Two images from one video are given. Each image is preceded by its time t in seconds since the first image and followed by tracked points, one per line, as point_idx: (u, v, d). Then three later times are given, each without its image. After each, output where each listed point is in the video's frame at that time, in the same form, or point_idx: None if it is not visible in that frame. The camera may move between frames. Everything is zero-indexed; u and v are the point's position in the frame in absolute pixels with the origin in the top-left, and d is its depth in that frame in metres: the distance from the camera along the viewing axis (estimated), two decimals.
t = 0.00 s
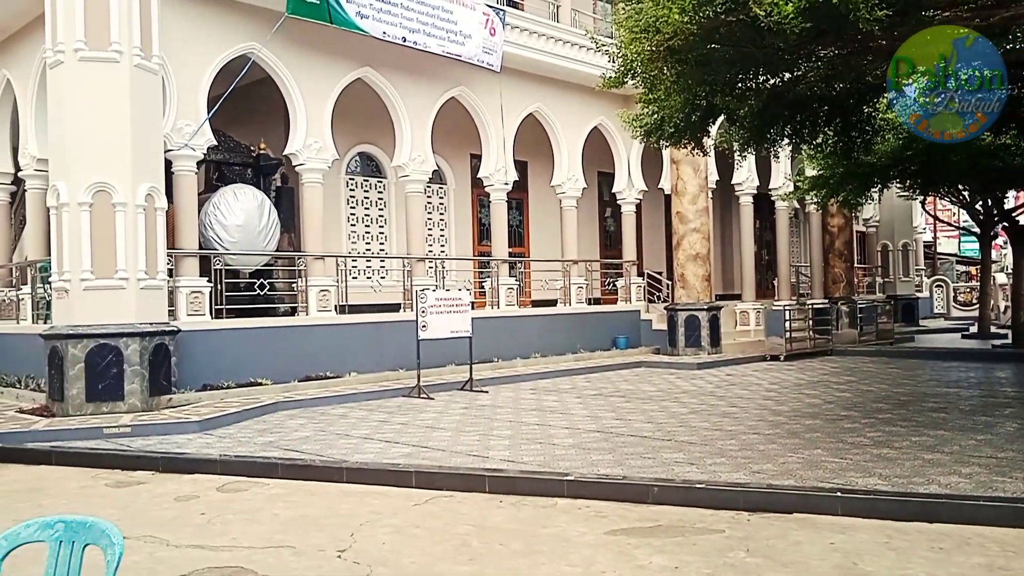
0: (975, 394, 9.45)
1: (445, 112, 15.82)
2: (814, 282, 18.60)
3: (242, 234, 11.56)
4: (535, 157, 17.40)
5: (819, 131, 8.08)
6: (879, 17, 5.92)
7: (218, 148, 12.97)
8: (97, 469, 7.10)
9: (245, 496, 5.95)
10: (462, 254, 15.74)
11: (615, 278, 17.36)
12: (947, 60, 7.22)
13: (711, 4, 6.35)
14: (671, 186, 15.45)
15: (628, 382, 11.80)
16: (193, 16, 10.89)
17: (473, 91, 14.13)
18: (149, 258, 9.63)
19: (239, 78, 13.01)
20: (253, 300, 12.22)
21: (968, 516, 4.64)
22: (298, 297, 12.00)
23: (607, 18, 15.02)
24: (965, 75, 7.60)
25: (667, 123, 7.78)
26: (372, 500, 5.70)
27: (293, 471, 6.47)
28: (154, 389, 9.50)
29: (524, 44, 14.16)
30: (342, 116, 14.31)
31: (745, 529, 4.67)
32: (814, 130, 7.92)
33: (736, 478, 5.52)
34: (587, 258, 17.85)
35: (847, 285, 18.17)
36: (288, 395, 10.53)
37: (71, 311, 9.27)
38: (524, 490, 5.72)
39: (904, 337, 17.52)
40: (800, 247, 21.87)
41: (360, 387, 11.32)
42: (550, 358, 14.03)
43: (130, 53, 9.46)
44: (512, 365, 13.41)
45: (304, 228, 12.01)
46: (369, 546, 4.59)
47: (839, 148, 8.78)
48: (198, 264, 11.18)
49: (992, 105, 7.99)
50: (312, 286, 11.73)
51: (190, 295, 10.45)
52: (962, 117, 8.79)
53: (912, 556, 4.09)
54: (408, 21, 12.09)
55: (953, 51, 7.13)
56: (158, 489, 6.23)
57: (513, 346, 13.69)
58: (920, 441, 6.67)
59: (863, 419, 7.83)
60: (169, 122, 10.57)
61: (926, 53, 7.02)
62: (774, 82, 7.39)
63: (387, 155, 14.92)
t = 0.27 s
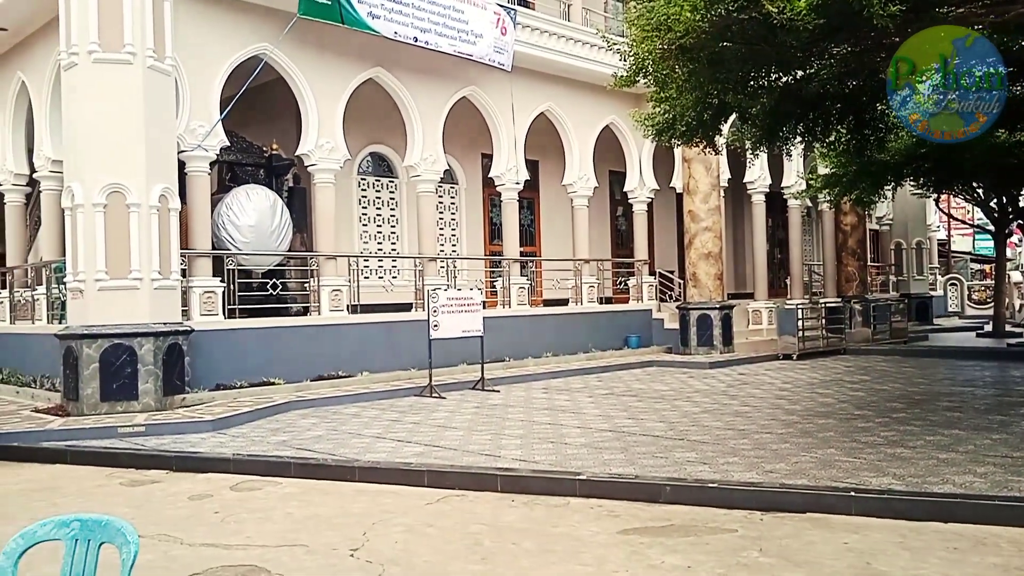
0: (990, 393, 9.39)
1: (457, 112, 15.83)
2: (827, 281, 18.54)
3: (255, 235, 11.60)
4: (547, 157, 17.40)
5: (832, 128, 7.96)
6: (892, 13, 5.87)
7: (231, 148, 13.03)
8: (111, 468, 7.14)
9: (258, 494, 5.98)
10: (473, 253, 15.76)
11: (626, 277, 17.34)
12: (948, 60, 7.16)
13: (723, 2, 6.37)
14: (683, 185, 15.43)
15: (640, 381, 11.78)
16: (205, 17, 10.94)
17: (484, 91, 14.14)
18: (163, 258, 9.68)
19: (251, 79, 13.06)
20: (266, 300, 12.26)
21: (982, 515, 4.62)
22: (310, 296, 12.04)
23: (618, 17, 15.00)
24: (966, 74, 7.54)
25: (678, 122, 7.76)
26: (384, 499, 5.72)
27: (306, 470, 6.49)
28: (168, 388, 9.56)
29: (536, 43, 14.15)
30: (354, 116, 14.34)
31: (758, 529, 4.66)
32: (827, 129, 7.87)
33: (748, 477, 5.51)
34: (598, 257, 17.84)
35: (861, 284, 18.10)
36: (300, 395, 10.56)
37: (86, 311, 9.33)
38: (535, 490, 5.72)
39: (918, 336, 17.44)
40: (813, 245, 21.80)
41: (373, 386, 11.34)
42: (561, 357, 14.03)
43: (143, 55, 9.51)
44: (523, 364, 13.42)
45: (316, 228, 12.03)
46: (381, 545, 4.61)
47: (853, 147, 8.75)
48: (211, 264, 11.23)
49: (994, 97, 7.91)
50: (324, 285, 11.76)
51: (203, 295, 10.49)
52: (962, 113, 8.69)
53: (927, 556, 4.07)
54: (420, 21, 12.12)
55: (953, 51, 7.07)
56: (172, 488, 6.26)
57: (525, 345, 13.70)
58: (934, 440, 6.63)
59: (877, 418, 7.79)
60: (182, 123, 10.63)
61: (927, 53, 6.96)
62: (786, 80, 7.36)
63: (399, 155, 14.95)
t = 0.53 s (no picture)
0: (1001, 395, 9.34)
1: (465, 113, 15.85)
2: (836, 282, 18.48)
3: (264, 236, 11.63)
4: (555, 158, 17.40)
5: (842, 129, 7.95)
6: (903, 14, 5.86)
7: (240, 149, 13.07)
8: (121, 468, 7.17)
9: (266, 495, 5.99)
10: (481, 254, 15.77)
11: (635, 278, 17.32)
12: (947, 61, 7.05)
13: (731, 4, 6.37)
14: (691, 186, 15.40)
15: (649, 383, 11.77)
16: (215, 19, 10.98)
17: (493, 92, 14.15)
18: (172, 259, 9.72)
19: (260, 80, 13.10)
20: (275, 301, 12.29)
21: (993, 519, 4.59)
22: (318, 297, 12.05)
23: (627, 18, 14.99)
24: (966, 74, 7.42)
25: (687, 123, 7.75)
26: (393, 500, 5.72)
27: (314, 470, 6.50)
28: (177, 389, 9.58)
29: (544, 45, 14.15)
30: (362, 117, 14.37)
31: (767, 531, 4.65)
32: (836, 130, 7.84)
33: (757, 479, 5.49)
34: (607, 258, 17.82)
35: (870, 285, 18.03)
36: (309, 396, 10.58)
37: (96, 312, 9.37)
38: (544, 491, 5.72)
39: (928, 338, 17.36)
40: (822, 247, 21.74)
41: (381, 387, 11.36)
42: (569, 359, 14.02)
43: (153, 57, 9.55)
44: (531, 365, 13.42)
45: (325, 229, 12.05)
46: (389, 546, 4.61)
47: (863, 148, 8.72)
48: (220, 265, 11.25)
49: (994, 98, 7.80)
50: (332, 286, 11.77)
51: (212, 296, 10.52)
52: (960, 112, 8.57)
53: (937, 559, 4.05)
54: (428, 23, 12.14)
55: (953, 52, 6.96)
56: (182, 488, 6.29)
57: (533, 346, 13.69)
58: (944, 443, 6.60)
59: (886, 420, 7.76)
60: (191, 124, 10.67)
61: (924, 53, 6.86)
62: (796, 81, 7.34)
63: (407, 156, 14.97)
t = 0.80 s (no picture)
0: (1019, 396, 9.26)
1: (479, 115, 15.87)
2: (852, 283, 18.38)
3: (278, 237, 11.67)
4: (569, 159, 17.39)
5: (857, 129, 7.91)
6: (920, 12, 5.82)
7: (255, 152, 13.14)
8: (138, 469, 7.21)
9: (282, 496, 6.02)
10: (495, 255, 15.78)
11: (649, 279, 17.28)
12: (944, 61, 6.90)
13: (745, 3, 6.34)
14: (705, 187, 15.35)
15: (663, 384, 11.74)
16: (230, 22, 11.04)
17: (506, 93, 14.16)
18: (188, 261, 9.77)
19: (275, 83, 13.16)
20: (290, 302, 12.34)
21: (1012, 521, 4.56)
22: (333, 299, 12.10)
23: (640, 19, 14.97)
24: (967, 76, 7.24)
25: (701, 123, 7.71)
26: (408, 501, 5.73)
27: (330, 471, 6.52)
28: (194, 390, 9.64)
29: (557, 46, 14.15)
30: (376, 119, 14.42)
31: (783, 533, 4.63)
32: (852, 130, 7.78)
33: (773, 480, 5.48)
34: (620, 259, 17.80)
35: (887, 286, 17.91)
36: (323, 397, 10.62)
37: (113, 314, 9.44)
38: (558, 492, 5.72)
39: (945, 339, 17.23)
40: (837, 247, 21.62)
41: (395, 388, 11.38)
42: (583, 360, 14.01)
43: (169, 60, 9.61)
44: (545, 366, 13.42)
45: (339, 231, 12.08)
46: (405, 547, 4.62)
47: (878, 148, 8.66)
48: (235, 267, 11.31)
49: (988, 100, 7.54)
50: (346, 287, 11.82)
51: (228, 298, 10.56)
52: (960, 113, 8.53)
53: (955, 561, 4.03)
54: (442, 25, 12.16)
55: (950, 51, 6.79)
56: (198, 489, 6.32)
57: (547, 348, 13.69)
58: (962, 444, 6.56)
59: (903, 421, 7.72)
60: (206, 127, 10.73)
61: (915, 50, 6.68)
62: (811, 80, 7.29)
63: (421, 158, 14.99)
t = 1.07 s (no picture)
0: None
1: (489, 116, 15.89)
2: (864, 284, 18.30)
3: (289, 239, 11.70)
4: (579, 160, 17.39)
5: (869, 130, 7.87)
6: (932, 11, 5.80)
7: (265, 154, 13.19)
8: (150, 470, 7.25)
9: (293, 497, 6.03)
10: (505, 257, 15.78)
11: (659, 281, 17.26)
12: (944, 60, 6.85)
13: (757, 4, 6.33)
14: (716, 188, 15.31)
15: (674, 385, 11.72)
16: (241, 25, 11.08)
17: (516, 95, 14.17)
18: (200, 263, 9.81)
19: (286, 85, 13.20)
20: (300, 304, 12.37)
21: None
22: (343, 301, 12.13)
23: (650, 20, 14.94)
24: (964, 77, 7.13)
25: (711, 124, 7.67)
26: (419, 503, 5.74)
27: (341, 472, 6.54)
28: (205, 392, 9.67)
29: (567, 47, 14.15)
30: (387, 121, 14.45)
31: (795, 535, 4.61)
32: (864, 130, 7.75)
33: (784, 482, 5.46)
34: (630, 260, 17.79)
35: (898, 287, 17.83)
36: (334, 398, 10.64)
37: (125, 316, 9.49)
38: (569, 494, 5.71)
39: (958, 340, 17.14)
40: (848, 248, 21.55)
41: (405, 390, 11.40)
42: (593, 361, 14.00)
43: (180, 63, 9.66)
44: (555, 368, 13.43)
45: (350, 233, 12.11)
46: (415, 548, 4.63)
47: (890, 149, 8.62)
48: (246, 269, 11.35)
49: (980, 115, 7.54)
50: (356, 289, 11.87)
51: (239, 299, 10.57)
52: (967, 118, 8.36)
53: (969, 564, 4.01)
54: (451, 26, 12.18)
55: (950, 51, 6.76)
56: (210, 490, 6.35)
57: (557, 349, 13.68)
58: (975, 446, 6.52)
59: (916, 423, 7.68)
60: (218, 130, 10.77)
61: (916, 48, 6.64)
62: (822, 81, 7.24)
63: (431, 160, 15.01)
